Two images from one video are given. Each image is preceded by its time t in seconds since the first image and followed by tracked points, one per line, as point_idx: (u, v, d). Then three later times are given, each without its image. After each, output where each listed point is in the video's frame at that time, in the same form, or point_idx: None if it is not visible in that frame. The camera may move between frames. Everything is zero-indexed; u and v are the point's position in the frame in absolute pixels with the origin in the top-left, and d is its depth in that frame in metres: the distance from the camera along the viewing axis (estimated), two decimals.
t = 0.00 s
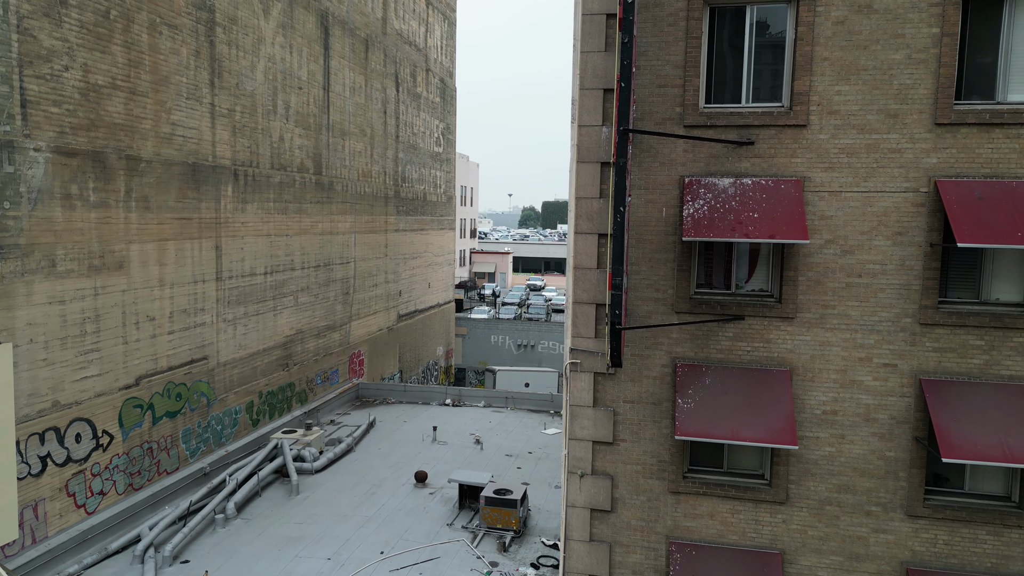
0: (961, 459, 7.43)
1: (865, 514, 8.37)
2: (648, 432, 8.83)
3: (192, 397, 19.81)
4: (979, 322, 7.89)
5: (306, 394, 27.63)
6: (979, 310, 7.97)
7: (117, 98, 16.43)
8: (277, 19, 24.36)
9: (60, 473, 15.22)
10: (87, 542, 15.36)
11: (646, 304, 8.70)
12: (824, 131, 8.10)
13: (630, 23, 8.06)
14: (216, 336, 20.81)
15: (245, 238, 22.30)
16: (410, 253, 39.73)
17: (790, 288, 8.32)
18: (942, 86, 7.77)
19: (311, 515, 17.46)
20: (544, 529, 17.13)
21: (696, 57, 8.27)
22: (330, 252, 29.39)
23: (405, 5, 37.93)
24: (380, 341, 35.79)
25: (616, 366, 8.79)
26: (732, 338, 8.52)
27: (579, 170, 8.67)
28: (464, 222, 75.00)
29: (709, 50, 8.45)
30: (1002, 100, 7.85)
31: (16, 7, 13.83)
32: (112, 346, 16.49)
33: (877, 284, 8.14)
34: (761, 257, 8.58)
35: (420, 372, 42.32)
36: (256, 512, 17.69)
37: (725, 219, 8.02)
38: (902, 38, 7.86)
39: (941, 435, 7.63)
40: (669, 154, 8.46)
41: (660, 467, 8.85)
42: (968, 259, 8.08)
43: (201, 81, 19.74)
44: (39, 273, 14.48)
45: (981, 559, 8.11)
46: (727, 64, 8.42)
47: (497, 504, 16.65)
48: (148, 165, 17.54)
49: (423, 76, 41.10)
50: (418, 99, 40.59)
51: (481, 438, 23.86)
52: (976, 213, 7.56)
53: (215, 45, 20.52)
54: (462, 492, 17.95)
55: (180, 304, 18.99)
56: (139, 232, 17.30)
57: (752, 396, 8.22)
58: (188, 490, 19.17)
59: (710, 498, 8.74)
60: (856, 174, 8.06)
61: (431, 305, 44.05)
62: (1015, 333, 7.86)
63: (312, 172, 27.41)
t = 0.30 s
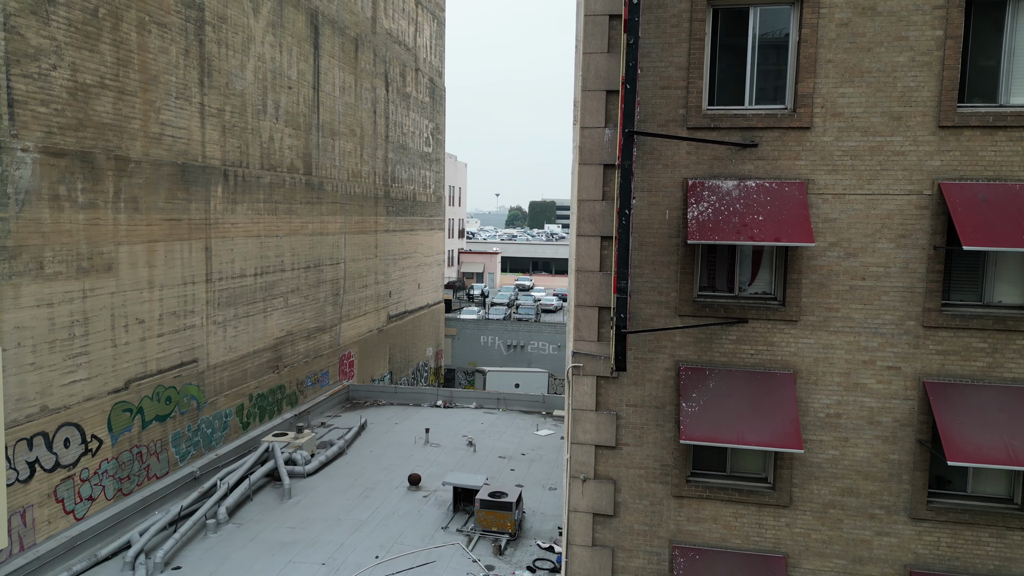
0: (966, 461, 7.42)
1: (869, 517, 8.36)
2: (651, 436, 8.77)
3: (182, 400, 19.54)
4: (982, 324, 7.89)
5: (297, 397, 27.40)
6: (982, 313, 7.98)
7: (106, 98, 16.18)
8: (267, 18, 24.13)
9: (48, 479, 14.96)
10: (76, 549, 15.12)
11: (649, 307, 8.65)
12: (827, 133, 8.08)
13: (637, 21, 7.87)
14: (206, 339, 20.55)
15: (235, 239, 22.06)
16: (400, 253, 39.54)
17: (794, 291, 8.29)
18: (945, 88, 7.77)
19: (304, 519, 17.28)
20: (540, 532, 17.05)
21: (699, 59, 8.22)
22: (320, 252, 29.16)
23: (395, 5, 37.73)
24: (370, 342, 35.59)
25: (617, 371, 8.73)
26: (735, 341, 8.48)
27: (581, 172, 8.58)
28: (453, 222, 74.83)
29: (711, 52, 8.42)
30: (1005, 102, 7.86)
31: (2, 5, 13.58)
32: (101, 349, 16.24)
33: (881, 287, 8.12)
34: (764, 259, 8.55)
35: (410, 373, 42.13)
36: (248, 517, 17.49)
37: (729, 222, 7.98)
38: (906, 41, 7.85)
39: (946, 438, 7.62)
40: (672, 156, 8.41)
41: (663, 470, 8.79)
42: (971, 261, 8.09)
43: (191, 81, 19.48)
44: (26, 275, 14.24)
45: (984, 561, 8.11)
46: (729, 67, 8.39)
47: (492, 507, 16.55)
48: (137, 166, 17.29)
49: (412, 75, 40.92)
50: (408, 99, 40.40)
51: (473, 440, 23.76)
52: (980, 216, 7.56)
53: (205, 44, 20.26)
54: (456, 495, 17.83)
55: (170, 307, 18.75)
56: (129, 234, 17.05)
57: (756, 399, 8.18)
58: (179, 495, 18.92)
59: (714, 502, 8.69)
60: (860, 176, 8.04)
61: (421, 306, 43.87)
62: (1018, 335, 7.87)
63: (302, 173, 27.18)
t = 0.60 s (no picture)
0: (971, 465, 7.43)
1: (871, 520, 8.35)
2: (654, 440, 8.72)
3: (171, 404, 19.27)
4: (984, 327, 7.90)
5: (286, 399, 27.15)
6: (984, 315, 7.99)
7: (93, 97, 15.92)
8: (255, 17, 23.87)
9: (35, 485, 14.70)
10: (64, 556, 14.84)
11: (651, 310, 8.59)
12: (831, 136, 8.06)
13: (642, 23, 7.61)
14: (195, 342, 20.28)
15: (224, 240, 21.80)
16: (389, 254, 39.33)
17: (797, 294, 8.26)
18: (948, 91, 7.77)
19: (296, 524, 17.09)
20: (534, 534, 17.00)
21: (702, 61, 8.18)
22: (309, 253, 28.91)
23: (383, 4, 37.51)
24: (359, 343, 35.37)
25: (619, 374, 8.67)
26: (738, 344, 8.45)
27: (583, 175, 8.53)
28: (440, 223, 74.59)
29: (713, 54, 8.38)
30: (1006, 105, 7.87)
31: None
32: (89, 353, 15.98)
33: (883, 290, 8.12)
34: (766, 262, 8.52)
35: (399, 374, 41.92)
36: (239, 521, 17.28)
37: (733, 225, 7.94)
38: (908, 43, 7.84)
39: (950, 441, 7.62)
40: (675, 159, 8.36)
41: (665, 475, 8.74)
42: (972, 264, 8.10)
43: (179, 80, 19.22)
44: (13, 278, 14.02)
45: (986, 563, 8.13)
46: (731, 69, 8.35)
47: (486, 510, 16.46)
48: (125, 166, 17.04)
49: (401, 75, 40.71)
50: (397, 98, 40.19)
51: (465, 442, 23.66)
52: (984, 219, 7.56)
53: (194, 43, 19.99)
54: (450, 498, 17.72)
55: (159, 309, 18.49)
56: (117, 236, 16.80)
57: (760, 403, 8.15)
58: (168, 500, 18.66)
59: (716, 505, 8.66)
60: (863, 179, 8.03)
61: (410, 306, 43.66)
62: (1019, 338, 7.88)
63: (291, 173, 26.94)
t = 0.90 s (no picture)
0: (974, 467, 7.42)
1: (873, 522, 8.35)
2: (656, 443, 8.67)
3: (159, 407, 19.00)
4: (986, 329, 7.92)
5: (275, 402, 26.90)
6: (985, 318, 8.01)
7: (80, 97, 15.65)
8: (243, 15, 23.59)
9: (22, 492, 14.45)
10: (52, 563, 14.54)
11: (653, 313, 8.54)
12: (833, 138, 8.04)
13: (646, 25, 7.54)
14: (183, 344, 20.00)
15: (212, 241, 21.53)
16: (378, 255, 39.10)
17: (799, 297, 8.25)
18: (950, 94, 7.77)
19: (288, 528, 16.91)
20: (528, 536, 16.94)
21: (704, 62, 8.13)
22: (298, 254, 28.65)
23: (372, 3, 37.26)
24: (348, 345, 35.13)
25: (620, 377, 8.60)
26: (740, 347, 8.41)
27: (585, 176, 8.47)
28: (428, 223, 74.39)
29: (715, 55, 8.34)
30: (1007, 108, 7.89)
31: None
32: (76, 357, 15.72)
33: (885, 292, 8.11)
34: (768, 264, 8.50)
35: (387, 376, 41.69)
36: (230, 526, 17.07)
37: (737, 227, 7.90)
38: (910, 46, 7.84)
39: (953, 443, 7.62)
40: (677, 161, 8.32)
41: (668, 478, 8.69)
42: (973, 267, 8.12)
43: (167, 79, 18.94)
44: None
45: (987, 565, 8.15)
46: (733, 71, 8.32)
47: (481, 513, 16.36)
48: (113, 166, 16.76)
49: (389, 74, 40.47)
50: (385, 98, 39.95)
51: (457, 444, 23.56)
52: (986, 221, 7.57)
53: (182, 41, 19.70)
54: (443, 501, 17.60)
55: (147, 312, 18.21)
56: (104, 237, 16.53)
57: (763, 406, 8.11)
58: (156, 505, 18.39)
59: (718, 509, 8.62)
60: (865, 182, 8.02)
61: (398, 307, 43.44)
62: (1020, 340, 7.90)
63: (280, 173, 26.68)
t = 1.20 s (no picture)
0: (977, 470, 7.42)
1: (875, 525, 8.35)
2: (658, 447, 8.62)
3: (147, 411, 18.71)
4: (987, 331, 7.93)
5: (264, 405, 26.61)
6: (987, 320, 8.02)
7: (67, 96, 15.41)
8: (231, 14, 23.32)
9: (8, 498, 14.19)
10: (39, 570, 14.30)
11: (655, 315, 8.48)
12: (835, 140, 8.03)
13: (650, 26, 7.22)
14: (171, 347, 19.72)
15: (201, 242, 21.26)
16: (367, 255, 38.86)
17: (801, 299, 8.23)
18: (951, 97, 7.77)
19: (280, 533, 16.73)
20: (522, 539, 16.87)
21: (706, 64, 8.09)
22: (286, 255, 28.38)
23: (360, 2, 37.01)
24: (337, 346, 34.88)
25: (621, 380, 8.54)
26: (742, 350, 8.38)
27: (586, 178, 8.41)
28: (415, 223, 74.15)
29: (717, 57, 8.31)
30: (1008, 111, 7.91)
31: None
32: (63, 360, 15.47)
33: (887, 295, 8.11)
34: (770, 266, 8.48)
35: (376, 377, 41.45)
36: (221, 531, 16.87)
37: (740, 230, 7.86)
38: (912, 48, 7.84)
39: (955, 446, 7.62)
40: (679, 163, 8.27)
41: (669, 482, 8.65)
42: (974, 269, 8.13)
43: (155, 78, 18.67)
44: None
45: (988, 566, 8.17)
46: (735, 73, 8.29)
47: (475, 516, 16.27)
48: (100, 167, 16.51)
49: (377, 74, 40.24)
50: (373, 98, 39.71)
51: (448, 446, 23.43)
52: (988, 224, 7.58)
53: (169, 40, 19.42)
54: (437, 504, 17.49)
55: (135, 314, 17.94)
56: (91, 239, 16.28)
57: (766, 409, 8.09)
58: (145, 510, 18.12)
59: (720, 513, 8.58)
60: (866, 184, 8.02)
61: (387, 308, 43.20)
62: (1021, 342, 7.92)
63: (268, 173, 26.41)
